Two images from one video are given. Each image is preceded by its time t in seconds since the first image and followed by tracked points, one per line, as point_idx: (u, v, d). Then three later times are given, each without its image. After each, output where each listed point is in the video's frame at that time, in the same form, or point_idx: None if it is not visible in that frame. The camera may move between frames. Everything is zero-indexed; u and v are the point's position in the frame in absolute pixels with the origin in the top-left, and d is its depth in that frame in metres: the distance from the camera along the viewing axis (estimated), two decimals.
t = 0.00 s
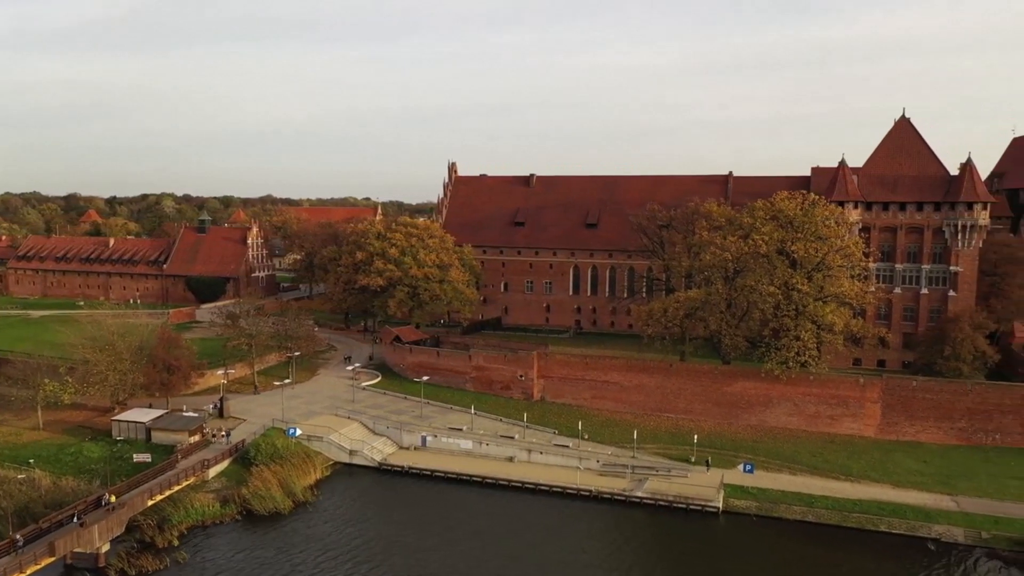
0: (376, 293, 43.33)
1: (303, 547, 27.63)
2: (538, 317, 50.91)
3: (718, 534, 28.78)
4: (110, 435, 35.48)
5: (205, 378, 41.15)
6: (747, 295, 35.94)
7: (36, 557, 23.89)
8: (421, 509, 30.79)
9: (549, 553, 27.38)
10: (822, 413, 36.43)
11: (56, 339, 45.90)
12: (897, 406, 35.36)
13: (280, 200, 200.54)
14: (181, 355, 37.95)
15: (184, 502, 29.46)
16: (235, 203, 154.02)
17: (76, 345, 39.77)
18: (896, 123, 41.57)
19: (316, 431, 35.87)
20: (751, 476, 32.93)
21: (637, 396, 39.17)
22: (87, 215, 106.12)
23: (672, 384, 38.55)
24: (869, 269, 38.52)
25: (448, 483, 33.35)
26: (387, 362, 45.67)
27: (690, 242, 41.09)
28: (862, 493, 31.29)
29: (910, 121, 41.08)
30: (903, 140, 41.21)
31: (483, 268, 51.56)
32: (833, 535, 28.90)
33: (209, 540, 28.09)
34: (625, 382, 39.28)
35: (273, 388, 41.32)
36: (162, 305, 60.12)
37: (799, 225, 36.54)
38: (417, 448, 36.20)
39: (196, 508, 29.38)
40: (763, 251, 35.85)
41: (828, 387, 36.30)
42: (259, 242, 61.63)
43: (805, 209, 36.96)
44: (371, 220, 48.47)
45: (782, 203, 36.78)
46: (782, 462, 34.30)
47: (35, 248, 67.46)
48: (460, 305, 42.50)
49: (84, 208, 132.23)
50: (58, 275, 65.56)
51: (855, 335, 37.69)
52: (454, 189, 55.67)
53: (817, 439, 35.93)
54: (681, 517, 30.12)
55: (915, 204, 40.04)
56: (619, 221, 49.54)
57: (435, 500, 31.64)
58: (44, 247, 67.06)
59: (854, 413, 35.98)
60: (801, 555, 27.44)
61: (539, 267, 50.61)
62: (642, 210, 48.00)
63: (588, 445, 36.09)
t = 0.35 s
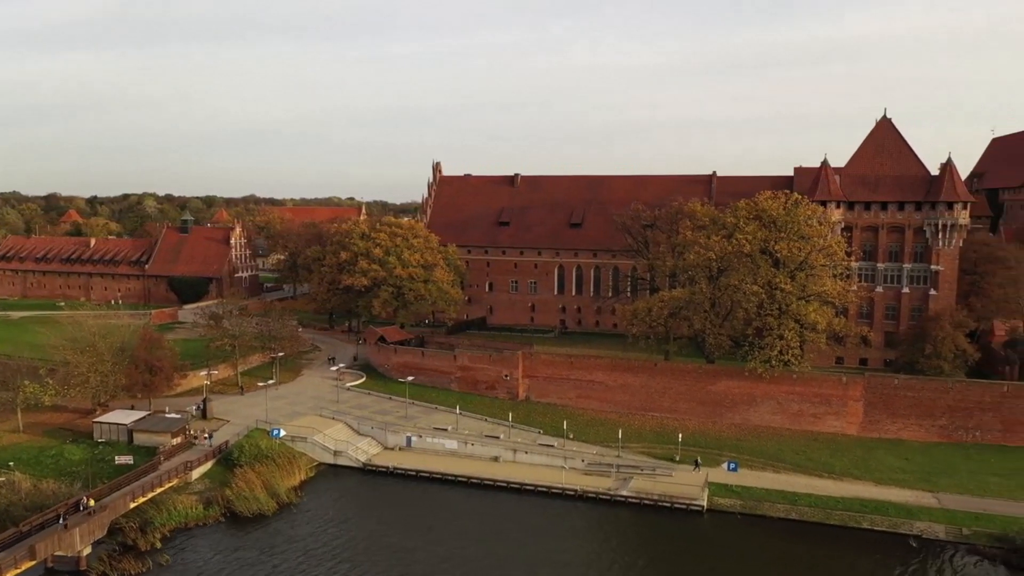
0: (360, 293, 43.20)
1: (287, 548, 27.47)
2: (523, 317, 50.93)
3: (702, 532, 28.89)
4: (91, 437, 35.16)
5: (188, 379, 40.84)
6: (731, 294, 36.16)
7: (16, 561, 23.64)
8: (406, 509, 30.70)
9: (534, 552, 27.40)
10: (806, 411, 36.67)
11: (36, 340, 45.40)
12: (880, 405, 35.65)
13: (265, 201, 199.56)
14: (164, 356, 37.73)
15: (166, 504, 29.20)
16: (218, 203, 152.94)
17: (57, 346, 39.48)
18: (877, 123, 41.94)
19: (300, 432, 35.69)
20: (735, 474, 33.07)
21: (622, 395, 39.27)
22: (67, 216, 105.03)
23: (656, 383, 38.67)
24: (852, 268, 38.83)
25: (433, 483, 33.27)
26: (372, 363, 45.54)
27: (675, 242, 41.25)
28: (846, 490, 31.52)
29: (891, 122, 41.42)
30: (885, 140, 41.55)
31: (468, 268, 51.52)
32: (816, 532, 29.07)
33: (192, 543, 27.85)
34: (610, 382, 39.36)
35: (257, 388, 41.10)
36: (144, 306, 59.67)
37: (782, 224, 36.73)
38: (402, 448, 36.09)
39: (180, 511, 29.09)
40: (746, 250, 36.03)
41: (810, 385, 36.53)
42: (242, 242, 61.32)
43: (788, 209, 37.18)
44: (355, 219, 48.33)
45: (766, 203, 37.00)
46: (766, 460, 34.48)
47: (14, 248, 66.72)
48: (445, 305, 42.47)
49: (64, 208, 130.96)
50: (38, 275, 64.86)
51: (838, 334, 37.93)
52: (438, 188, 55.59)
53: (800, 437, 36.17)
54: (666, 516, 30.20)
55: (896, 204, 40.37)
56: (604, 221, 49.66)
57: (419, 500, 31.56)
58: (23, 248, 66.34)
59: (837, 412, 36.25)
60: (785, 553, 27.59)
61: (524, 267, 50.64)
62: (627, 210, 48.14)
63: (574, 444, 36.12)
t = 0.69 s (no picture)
0: (346, 293, 43.08)
1: (273, 549, 27.33)
2: (509, 317, 50.92)
3: (688, 530, 29.01)
4: (74, 439, 34.85)
5: (172, 380, 40.57)
6: (716, 294, 36.33)
7: None
8: (392, 510, 30.62)
9: (521, 551, 27.42)
10: (791, 410, 36.86)
11: (17, 341, 44.94)
12: (864, 403, 35.89)
13: (251, 201, 198.51)
14: (148, 357, 37.31)
15: (151, 506, 28.99)
16: (203, 203, 151.96)
17: (39, 347, 39.04)
18: (861, 123, 42.24)
19: (285, 433, 35.53)
20: (721, 473, 33.19)
21: (609, 395, 39.33)
22: (49, 216, 104.03)
23: (643, 382, 38.77)
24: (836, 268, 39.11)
25: (420, 483, 33.21)
26: (358, 363, 45.41)
27: (660, 241, 41.36)
28: (831, 488, 31.70)
29: (875, 122, 41.73)
30: (868, 140, 41.85)
31: (454, 268, 51.46)
32: (802, 530, 29.22)
33: (177, 545, 27.65)
34: (596, 381, 39.43)
35: (242, 389, 40.88)
36: (128, 307, 59.25)
37: (767, 224, 36.92)
38: (389, 449, 36.00)
39: (164, 513, 28.89)
40: (731, 250, 36.19)
41: (796, 384, 36.73)
42: (226, 242, 60.98)
43: (773, 208, 37.39)
44: (340, 219, 48.17)
45: (751, 203, 37.20)
46: (752, 458, 34.62)
47: None
48: (431, 305, 42.43)
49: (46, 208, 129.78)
50: (19, 276, 64.23)
51: (822, 333, 38.15)
52: (425, 188, 55.50)
53: (786, 436, 36.36)
54: (652, 515, 30.27)
55: (880, 204, 40.68)
56: (590, 221, 49.75)
57: (406, 501, 31.48)
58: (5, 248, 65.67)
59: (822, 410, 36.46)
60: (770, 550, 27.75)
61: (511, 267, 50.64)
62: (613, 210, 48.24)
63: (560, 444, 36.13)
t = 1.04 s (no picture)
0: (332, 293, 42.96)
1: (259, 550, 27.20)
2: (496, 317, 50.92)
3: (674, 529, 29.10)
4: (57, 441, 34.53)
5: (157, 382, 40.29)
6: (702, 293, 36.50)
7: None
8: (379, 510, 30.55)
9: (508, 551, 27.42)
10: (776, 409, 37.06)
11: None
12: (849, 401, 36.13)
13: (237, 200, 197.47)
14: (131, 358, 36.99)
15: (135, 508, 28.78)
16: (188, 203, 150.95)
17: (21, 349, 38.63)
18: (844, 124, 42.51)
19: (271, 434, 35.37)
20: (707, 472, 33.31)
21: (595, 394, 39.40)
22: (31, 216, 102.98)
23: (629, 381, 38.86)
24: (821, 268, 39.36)
25: (406, 483, 33.14)
26: (345, 363, 45.28)
27: (646, 241, 41.48)
28: (817, 486, 31.90)
29: (859, 123, 42.03)
30: (852, 140, 42.15)
31: (441, 268, 51.40)
32: (788, 528, 29.37)
33: (162, 547, 27.46)
34: (583, 381, 39.49)
35: (227, 390, 40.68)
36: (112, 308, 58.82)
37: (752, 223, 37.08)
38: (375, 449, 35.90)
39: (149, 515, 28.70)
40: (717, 249, 36.33)
41: (781, 383, 36.91)
42: (211, 242, 60.65)
43: (758, 208, 37.57)
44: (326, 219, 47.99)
45: (736, 202, 37.39)
46: (737, 457, 34.77)
47: None
48: (418, 305, 42.39)
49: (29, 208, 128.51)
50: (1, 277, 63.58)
51: (808, 332, 38.35)
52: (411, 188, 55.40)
53: (771, 434, 36.54)
54: (639, 514, 30.34)
55: (864, 203, 40.97)
56: (576, 220, 49.85)
57: (392, 501, 31.42)
58: None
59: (807, 408, 36.67)
60: (756, 547, 27.90)
61: (497, 267, 50.64)
62: (599, 210, 48.32)
63: (547, 444, 36.15)
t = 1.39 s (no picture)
0: (319, 294, 42.82)
1: (246, 551, 27.07)
2: (483, 317, 50.89)
3: (662, 528, 29.16)
4: (41, 443, 34.22)
5: (142, 383, 40.03)
6: (690, 293, 36.63)
7: None
8: (366, 511, 30.45)
9: (495, 551, 27.41)
10: (763, 408, 37.23)
11: None
12: (835, 400, 36.33)
13: (225, 200, 196.51)
14: (117, 359, 36.71)
15: (121, 510, 28.47)
16: (175, 203, 150.05)
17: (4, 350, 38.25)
18: (830, 124, 42.77)
19: (258, 435, 35.20)
20: (695, 471, 33.40)
21: (583, 394, 39.45)
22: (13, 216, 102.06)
23: (617, 381, 38.94)
24: (807, 267, 39.57)
25: (394, 484, 33.05)
26: (332, 364, 45.14)
27: (634, 241, 41.59)
28: (803, 484, 32.05)
29: (844, 123, 42.31)
30: (838, 141, 42.42)
31: (428, 268, 51.33)
32: (774, 526, 29.49)
33: (148, 549, 27.24)
34: (571, 381, 39.53)
35: (214, 391, 40.46)
36: (97, 308, 58.42)
37: (739, 223, 37.20)
38: (363, 450, 35.81)
39: (134, 517, 28.40)
40: (704, 249, 36.45)
41: (767, 382, 37.09)
42: (197, 243, 60.34)
43: (744, 208, 37.70)
44: (313, 219, 47.84)
45: (722, 202, 37.53)
46: (724, 456, 34.89)
47: None
48: (405, 305, 42.33)
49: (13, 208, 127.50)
50: None
51: (794, 331, 38.51)
52: (398, 188, 55.30)
53: (758, 433, 36.71)
54: (627, 513, 30.39)
55: (850, 203, 41.21)
56: (564, 220, 49.90)
57: (380, 502, 31.33)
58: None
59: (793, 407, 36.86)
60: (743, 546, 28.00)
61: (485, 267, 50.62)
62: (586, 210, 48.42)
63: (535, 444, 36.15)
